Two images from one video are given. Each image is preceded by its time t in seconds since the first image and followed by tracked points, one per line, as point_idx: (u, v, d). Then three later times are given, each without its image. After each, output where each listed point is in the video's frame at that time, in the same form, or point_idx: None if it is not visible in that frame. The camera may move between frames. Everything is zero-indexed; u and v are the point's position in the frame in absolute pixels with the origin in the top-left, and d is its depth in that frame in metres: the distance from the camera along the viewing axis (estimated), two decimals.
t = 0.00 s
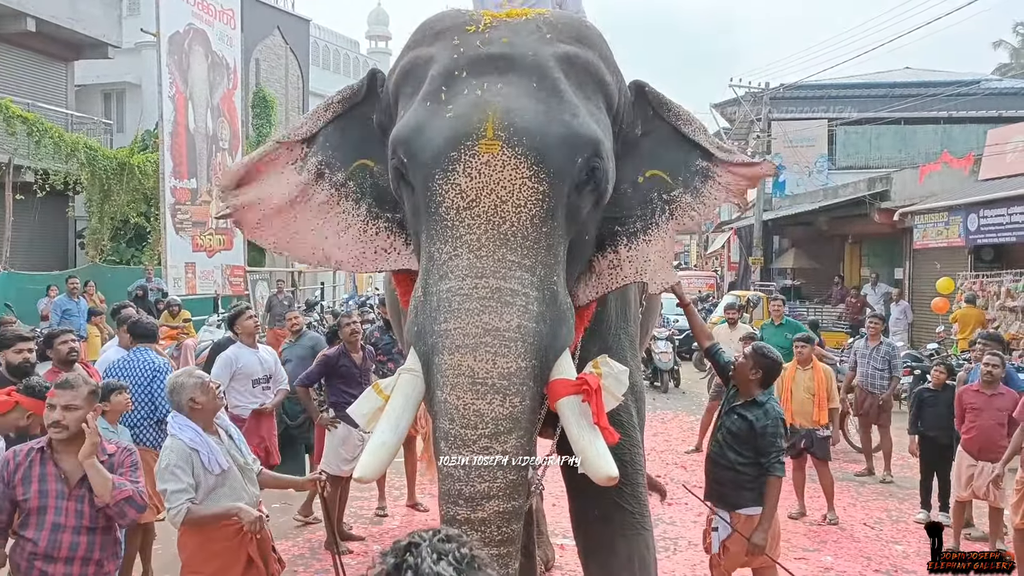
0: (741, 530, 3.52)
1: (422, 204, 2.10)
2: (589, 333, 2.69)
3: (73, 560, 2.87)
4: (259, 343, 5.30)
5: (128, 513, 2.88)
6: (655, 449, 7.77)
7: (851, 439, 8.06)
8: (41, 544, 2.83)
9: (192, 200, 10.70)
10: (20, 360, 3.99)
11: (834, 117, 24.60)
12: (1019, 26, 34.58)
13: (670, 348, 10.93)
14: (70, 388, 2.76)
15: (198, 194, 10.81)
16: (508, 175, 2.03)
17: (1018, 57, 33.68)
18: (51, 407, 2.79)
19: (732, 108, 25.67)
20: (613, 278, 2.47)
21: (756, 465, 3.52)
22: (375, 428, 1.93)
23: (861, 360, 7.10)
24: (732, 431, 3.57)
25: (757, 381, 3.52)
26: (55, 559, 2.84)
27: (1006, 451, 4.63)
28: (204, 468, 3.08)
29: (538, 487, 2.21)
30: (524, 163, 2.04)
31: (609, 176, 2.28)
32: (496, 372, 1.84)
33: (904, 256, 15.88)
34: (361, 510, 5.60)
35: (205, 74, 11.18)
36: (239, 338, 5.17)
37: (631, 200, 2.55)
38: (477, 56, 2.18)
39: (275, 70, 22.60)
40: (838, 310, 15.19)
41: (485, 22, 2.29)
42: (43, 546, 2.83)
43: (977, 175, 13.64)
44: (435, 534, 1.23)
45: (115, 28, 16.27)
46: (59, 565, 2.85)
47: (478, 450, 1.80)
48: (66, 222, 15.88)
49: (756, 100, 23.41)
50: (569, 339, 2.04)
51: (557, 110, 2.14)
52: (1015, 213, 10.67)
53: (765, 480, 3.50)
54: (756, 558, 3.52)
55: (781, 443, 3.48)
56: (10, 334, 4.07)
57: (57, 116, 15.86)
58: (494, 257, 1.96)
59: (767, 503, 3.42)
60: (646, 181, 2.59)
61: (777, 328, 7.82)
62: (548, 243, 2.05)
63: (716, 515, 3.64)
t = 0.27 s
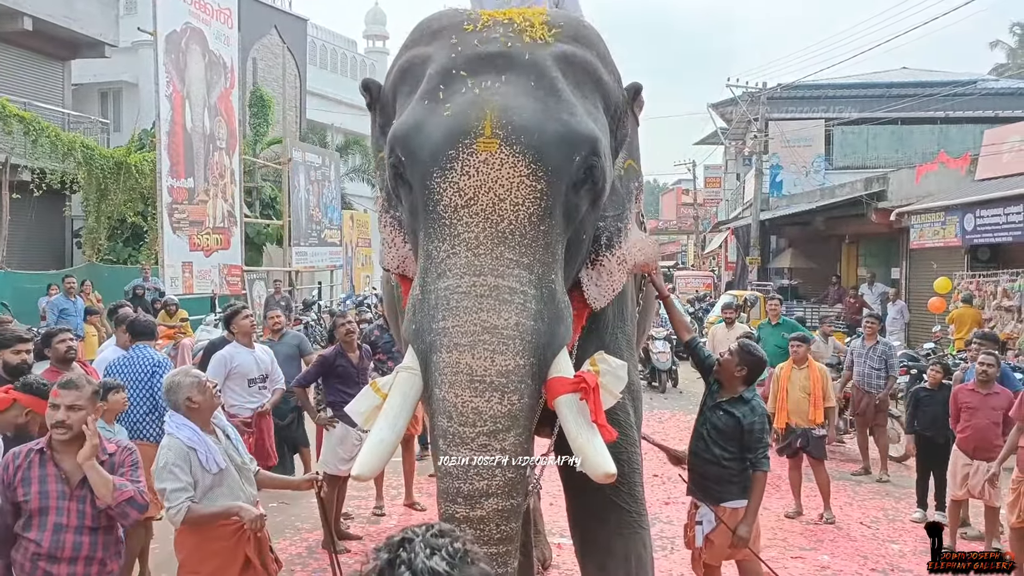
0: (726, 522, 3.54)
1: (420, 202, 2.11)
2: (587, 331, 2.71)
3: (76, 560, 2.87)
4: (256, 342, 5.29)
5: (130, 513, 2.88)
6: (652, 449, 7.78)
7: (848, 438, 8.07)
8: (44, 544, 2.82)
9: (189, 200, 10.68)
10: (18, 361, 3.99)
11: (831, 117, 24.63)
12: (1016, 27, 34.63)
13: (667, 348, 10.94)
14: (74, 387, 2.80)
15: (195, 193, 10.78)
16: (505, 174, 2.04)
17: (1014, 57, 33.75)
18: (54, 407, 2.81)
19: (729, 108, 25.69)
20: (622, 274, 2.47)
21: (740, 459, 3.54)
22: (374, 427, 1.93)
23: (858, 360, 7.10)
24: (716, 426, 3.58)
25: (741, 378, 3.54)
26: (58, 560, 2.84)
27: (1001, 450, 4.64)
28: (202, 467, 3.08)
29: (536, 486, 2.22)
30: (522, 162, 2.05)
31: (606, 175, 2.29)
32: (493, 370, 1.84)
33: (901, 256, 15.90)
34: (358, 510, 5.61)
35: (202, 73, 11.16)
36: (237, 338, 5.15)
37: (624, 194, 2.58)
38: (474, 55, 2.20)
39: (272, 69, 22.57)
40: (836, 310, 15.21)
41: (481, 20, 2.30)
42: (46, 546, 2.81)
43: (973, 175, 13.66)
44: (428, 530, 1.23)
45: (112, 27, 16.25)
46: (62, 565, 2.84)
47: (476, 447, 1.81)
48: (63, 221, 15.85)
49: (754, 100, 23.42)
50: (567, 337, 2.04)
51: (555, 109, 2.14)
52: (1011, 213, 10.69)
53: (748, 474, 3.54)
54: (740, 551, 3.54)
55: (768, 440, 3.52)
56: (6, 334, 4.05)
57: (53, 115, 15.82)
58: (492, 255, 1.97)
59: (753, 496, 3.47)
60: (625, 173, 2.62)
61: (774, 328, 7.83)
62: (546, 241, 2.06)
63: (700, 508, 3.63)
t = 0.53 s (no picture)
0: (720, 519, 3.56)
1: (416, 201, 2.12)
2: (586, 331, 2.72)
3: (79, 560, 2.87)
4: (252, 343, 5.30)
5: (130, 515, 2.88)
6: (649, 448, 7.79)
7: (844, 438, 8.09)
8: (47, 544, 2.83)
9: (187, 200, 10.67)
10: (16, 362, 3.99)
11: (828, 117, 24.67)
12: (1013, 27, 34.70)
13: (665, 347, 10.96)
14: (77, 388, 2.82)
15: (192, 193, 10.78)
16: (502, 174, 2.05)
17: (1010, 57, 33.86)
18: (56, 407, 2.82)
19: (726, 107, 25.72)
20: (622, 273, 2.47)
21: (731, 457, 3.56)
22: (371, 425, 1.94)
23: (854, 359, 7.12)
24: (706, 424, 3.59)
25: (730, 376, 3.54)
26: (61, 560, 2.85)
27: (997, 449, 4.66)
28: (198, 466, 3.09)
29: (533, 483, 2.24)
30: (518, 162, 2.06)
31: (603, 175, 2.30)
32: (490, 368, 1.85)
33: (898, 256, 15.94)
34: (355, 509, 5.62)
35: (199, 73, 11.16)
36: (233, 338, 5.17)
37: (628, 197, 2.59)
38: (471, 56, 2.22)
39: (269, 69, 22.56)
40: (833, 310, 15.23)
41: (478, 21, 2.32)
42: (48, 547, 2.83)
43: (970, 175, 13.70)
44: (423, 527, 1.25)
45: (109, 26, 16.25)
46: (65, 565, 2.85)
47: (472, 446, 1.82)
48: (59, 221, 15.84)
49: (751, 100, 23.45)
50: (563, 337, 2.06)
51: (552, 110, 2.16)
52: (1008, 213, 10.72)
53: (739, 471, 3.56)
54: (733, 548, 3.57)
55: (758, 437, 3.53)
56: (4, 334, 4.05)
57: (50, 114, 15.81)
58: (489, 255, 1.98)
59: (743, 492, 3.50)
60: (638, 178, 2.62)
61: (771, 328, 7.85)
62: (542, 240, 2.07)
63: (693, 508, 3.65)
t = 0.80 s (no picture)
0: (716, 518, 3.58)
1: (414, 201, 2.13)
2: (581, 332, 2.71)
3: (80, 559, 2.88)
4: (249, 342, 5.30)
5: (130, 515, 2.89)
6: (647, 447, 7.80)
7: (841, 437, 8.11)
8: (48, 543, 2.84)
9: (184, 199, 10.66)
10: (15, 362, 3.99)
11: (826, 117, 24.70)
12: (1010, 27, 34.77)
13: (662, 347, 10.97)
14: (80, 387, 2.83)
15: (190, 193, 10.77)
16: (500, 174, 2.06)
17: (1007, 56, 33.94)
18: (59, 407, 2.83)
19: (723, 107, 25.74)
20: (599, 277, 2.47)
21: (726, 455, 3.58)
22: (368, 425, 1.95)
23: (851, 358, 7.13)
24: (701, 423, 3.61)
25: (723, 375, 3.56)
26: (63, 558, 2.86)
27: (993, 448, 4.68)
28: (191, 465, 3.08)
29: (530, 483, 2.24)
30: (516, 162, 2.07)
31: (600, 175, 2.31)
32: (488, 368, 1.86)
33: (895, 255, 15.96)
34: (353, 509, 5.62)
35: (197, 73, 11.15)
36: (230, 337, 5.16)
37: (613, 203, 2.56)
38: (469, 57, 2.22)
39: (266, 69, 22.54)
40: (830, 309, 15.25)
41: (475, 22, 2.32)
42: (49, 546, 2.84)
43: (966, 175, 13.73)
44: (421, 522, 1.26)
45: (106, 26, 16.24)
46: (67, 564, 2.86)
47: (469, 446, 1.82)
48: (57, 221, 15.82)
49: (748, 100, 23.47)
50: (561, 337, 2.06)
51: (549, 111, 2.17)
52: (1005, 212, 10.75)
53: (736, 469, 3.57)
54: (730, 547, 3.58)
55: (752, 435, 3.55)
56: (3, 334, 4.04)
57: (47, 114, 15.78)
58: (487, 255, 1.98)
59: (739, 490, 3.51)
60: (625, 187, 2.59)
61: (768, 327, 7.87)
62: (540, 240, 2.07)
63: (689, 507, 3.66)
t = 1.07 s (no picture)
0: (715, 518, 3.58)
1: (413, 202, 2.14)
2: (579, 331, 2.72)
3: (82, 559, 2.89)
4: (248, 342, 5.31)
5: (132, 513, 2.90)
6: (645, 446, 7.81)
7: (839, 436, 8.12)
8: (49, 544, 2.84)
9: (183, 199, 10.66)
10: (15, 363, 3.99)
11: (824, 117, 24.72)
12: (1008, 27, 34.84)
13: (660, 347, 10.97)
14: (78, 388, 2.81)
15: (188, 192, 10.77)
16: (499, 175, 2.07)
17: (1005, 56, 34.00)
18: (58, 407, 2.82)
19: (721, 107, 25.78)
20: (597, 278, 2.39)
21: (725, 454, 3.59)
22: (368, 425, 1.96)
23: (850, 358, 7.15)
24: (699, 422, 3.62)
25: (720, 373, 3.57)
26: (64, 558, 2.86)
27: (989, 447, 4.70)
28: (186, 464, 3.09)
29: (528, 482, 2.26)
30: (515, 163, 2.09)
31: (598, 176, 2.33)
32: (487, 369, 1.87)
33: (892, 255, 15.98)
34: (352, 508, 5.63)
35: (195, 72, 11.15)
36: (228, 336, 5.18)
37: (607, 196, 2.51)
38: (467, 58, 2.24)
39: (264, 68, 22.53)
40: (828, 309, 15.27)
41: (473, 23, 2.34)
42: (51, 546, 2.84)
43: (964, 174, 13.75)
44: (417, 522, 1.27)
45: (104, 26, 16.26)
46: (68, 564, 2.86)
47: (469, 446, 1.83)
48: (55, 221, 15.83)
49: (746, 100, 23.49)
50: (559, 337, 2.07)
51: (548, 112, 2.18)
52: (1003, 212, 10.77)
53: (735, 468, 3.57)
54: (729, 546, 3.59)
55: (749, 434, 3.56)
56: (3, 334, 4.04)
57: (45, 113, 15.78)
58: (486, 256, 2.00)
59: (737, 489, 3.52)
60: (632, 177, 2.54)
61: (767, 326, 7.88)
62: (539, 241, 2.09)
63: (689, 506, 3.68)
